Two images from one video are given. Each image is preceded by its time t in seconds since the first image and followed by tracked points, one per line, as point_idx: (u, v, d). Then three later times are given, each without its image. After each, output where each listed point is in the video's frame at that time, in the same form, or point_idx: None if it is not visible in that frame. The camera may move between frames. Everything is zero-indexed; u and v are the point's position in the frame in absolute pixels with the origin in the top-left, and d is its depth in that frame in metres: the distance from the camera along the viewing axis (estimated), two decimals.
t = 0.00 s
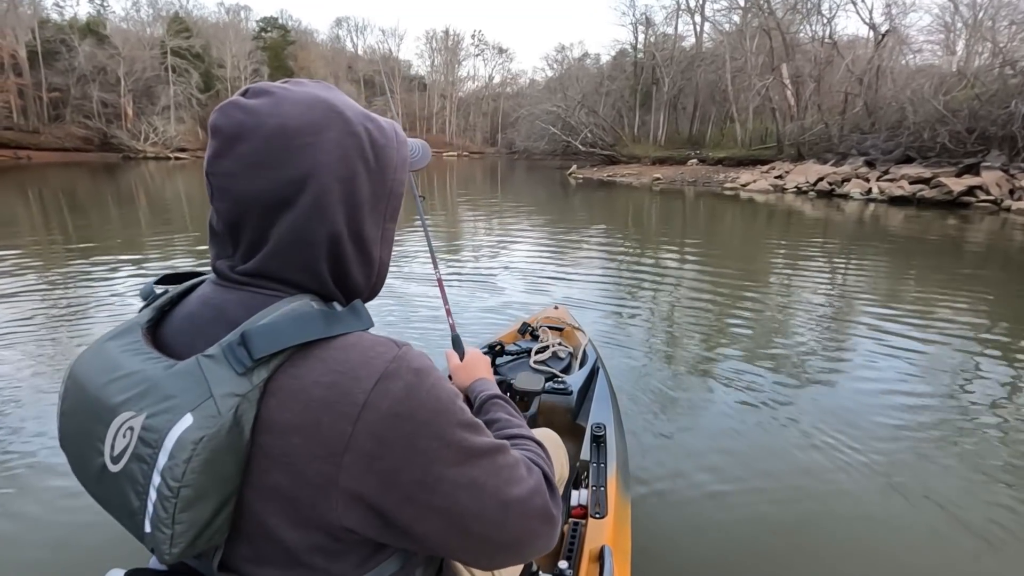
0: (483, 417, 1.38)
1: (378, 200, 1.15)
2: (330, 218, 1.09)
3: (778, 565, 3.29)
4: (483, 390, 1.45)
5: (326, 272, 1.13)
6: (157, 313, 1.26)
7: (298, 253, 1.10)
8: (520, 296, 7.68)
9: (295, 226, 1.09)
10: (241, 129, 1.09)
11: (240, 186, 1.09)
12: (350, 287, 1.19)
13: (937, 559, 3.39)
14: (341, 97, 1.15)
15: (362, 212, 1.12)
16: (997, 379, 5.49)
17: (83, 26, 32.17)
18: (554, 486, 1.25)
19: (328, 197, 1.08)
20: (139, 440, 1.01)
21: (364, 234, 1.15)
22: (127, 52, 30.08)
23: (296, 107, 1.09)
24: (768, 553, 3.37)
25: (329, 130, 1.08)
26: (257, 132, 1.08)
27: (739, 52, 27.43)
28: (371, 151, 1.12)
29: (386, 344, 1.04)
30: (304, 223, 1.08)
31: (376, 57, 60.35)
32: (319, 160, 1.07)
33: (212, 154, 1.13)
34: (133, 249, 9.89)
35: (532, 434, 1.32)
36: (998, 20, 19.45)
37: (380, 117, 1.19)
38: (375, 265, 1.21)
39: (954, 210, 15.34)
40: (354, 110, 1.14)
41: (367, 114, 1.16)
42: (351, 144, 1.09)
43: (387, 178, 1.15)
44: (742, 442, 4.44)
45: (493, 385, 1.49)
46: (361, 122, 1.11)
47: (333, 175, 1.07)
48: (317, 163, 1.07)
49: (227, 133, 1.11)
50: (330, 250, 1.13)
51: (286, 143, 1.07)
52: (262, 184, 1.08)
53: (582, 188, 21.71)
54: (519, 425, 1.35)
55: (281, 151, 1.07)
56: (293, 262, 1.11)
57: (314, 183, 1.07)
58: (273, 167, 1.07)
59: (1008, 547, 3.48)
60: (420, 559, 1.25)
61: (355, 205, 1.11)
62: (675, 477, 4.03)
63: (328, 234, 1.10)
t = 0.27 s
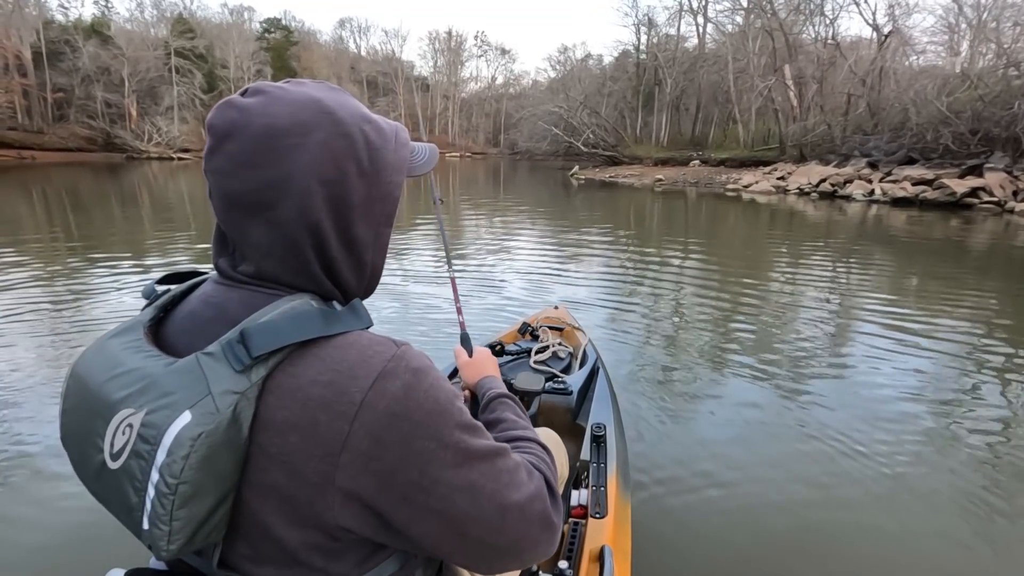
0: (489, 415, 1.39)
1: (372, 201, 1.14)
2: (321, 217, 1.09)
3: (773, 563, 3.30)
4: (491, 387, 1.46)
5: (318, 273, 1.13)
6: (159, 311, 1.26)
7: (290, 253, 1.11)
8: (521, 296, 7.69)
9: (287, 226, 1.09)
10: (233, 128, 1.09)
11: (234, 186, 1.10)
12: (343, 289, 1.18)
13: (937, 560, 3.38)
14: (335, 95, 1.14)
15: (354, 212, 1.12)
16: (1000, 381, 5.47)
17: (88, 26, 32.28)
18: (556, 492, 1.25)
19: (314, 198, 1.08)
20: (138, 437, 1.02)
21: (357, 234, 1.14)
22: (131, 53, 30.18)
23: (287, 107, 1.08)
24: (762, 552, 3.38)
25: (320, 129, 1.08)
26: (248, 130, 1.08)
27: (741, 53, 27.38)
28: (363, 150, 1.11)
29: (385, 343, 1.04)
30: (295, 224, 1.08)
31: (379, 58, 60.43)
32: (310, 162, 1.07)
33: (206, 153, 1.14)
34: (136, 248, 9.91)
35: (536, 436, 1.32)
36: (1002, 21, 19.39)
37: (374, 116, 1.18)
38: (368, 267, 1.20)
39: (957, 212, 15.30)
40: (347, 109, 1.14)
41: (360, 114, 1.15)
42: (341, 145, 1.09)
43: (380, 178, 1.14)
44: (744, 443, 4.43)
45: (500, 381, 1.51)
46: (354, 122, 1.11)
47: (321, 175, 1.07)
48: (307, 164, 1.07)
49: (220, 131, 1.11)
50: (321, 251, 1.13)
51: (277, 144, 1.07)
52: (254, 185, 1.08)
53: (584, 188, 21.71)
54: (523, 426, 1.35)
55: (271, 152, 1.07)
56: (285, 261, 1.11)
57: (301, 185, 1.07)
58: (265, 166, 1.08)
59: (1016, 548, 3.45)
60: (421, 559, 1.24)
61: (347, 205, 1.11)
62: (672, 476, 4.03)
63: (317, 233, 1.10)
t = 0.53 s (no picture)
0: (501, 417, 1.43)
1: (355, 199, 1.12)
2: (303, 213, 1.09)
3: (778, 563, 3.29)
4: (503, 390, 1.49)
5: (306, 270, 1.12)
6: (157, 310, 1.27)
7: (274, 251, 1.12)
8: (524, 297, 7.68)
9: (271, 224, 1.10)
10: (218, 129, 1.10)
11: (217, 185, 1.11)
12: (334, 286, 1.17)
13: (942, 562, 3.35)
14: (320, 95, 1.14)
15: (338, 210, 1.11)
16: (1005, 380, 5.43)
17: (92, 30, 32.41)
18: (555, 500, 1.26)
19: (294, 195, 1.08)
20: (131, 435, 1.02)
21: (342, 231, 1.13)
22: (135, 56, 30.33)
23: (272, 106, 1.09)
24: (765, 554, 3.35)
25: (300, 128, 1.08)
26: (230, 131, 1.09)
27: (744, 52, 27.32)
28: (344, 147, 1.10)
29: (379, 341, 1.04)
30: (277, 220, 1.09)
31: (381, 59, 60.50)
32: (289, 159, 1.07)
33: (196, 154, 1.15)
34: (139, 251, 9.95)
35: (542, 443, 1.35)
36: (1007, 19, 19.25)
37: (362, 112, 1.17)
38: (357, 265, 1.18)
39: (961, 210, 15.21)
40: (332, 106, 1.13)
41: (347, 109, 1.14)
42: (321, 142, 1.08)
43: (365, 174, 1.12)
44: (748, 443, 4.42)
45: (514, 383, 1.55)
46: (337, 119, 1.10)
47: (300, 171, 1.07)
48: (285, 162, 1.07)
49: (206, 133, 1.13)
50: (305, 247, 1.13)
51: (256, 143, 1.07)
52: (236, 182, 1.09)
53: (587, 188, 21.71)
54: (532, 432, 1.38)
55: (251, 151, 1.08)
56: (270, 258, 1.11)
57: (282, 184, 1.07)
58: (246, 166, 1.08)
59: None
60: (418, 559, 1.24)
61: (330, 203, 1.10)
62: (675, 477, 4.02)
63: (299, 230, 1.10)
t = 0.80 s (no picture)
0: (510, 425, 1.49)
1: (352, 197, 1.12)
2: (299, 213, 1.09)
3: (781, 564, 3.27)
4: (516, 400, 1.56)
5: (305, 269, 1.13)
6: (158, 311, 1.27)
7: (271, 252, 1.12)
8: (526, 296, 7.69)
9: (268, 225, 1.10)
10: (214, 131, 1.11)
11: (213, 187, 1.11)
12: (334, 286, 1.17)
13: (947, 563, 3.32)
14: (316, 93, 1.13)
15: (334, 209, 1.11)
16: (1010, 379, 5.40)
17: (96, 32, 32.56)
18: (555, 507, 1.25)
19: (289, 194, 1.07)
20: (132, 434, 1.03)
21: (339, 230, 1.13)
22: (138, 58, 30.43)
23: (266, 106, 1.09)
24: (768, 555, 3.34)
25: (293, 127, 1.07)
26: (226, 132, 1.09)
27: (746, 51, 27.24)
28: (339, 145, 1.10)
29: (378, 341, 1.04)
30: (274, 219, 1.09)
31: (384, 60, 60.56)
32: (282, 159, 1.07)
33: (195, 156, 1.16)
34: (143, 252, 9.99)
35: (548, 451, 1.39)
36: (1011, 16, 19.14)
37: (359, 110, 1.16)
38: (356, 264, 1.18)
39: (965, 208, 15.16)
40: (327, 105, 1.13)
41: (342, 107, 1.13)
42: (316, 140, 1.08)
43: (361, 172, 1.11)
44: (752, 442, 4.40)
45: (526, 396, 1.63)
46: (333, 117, 1.10)
47: (295, 171, 1.07)
48: (279, 162, 1.07)
49: (203, 135, 1.13)
50: (303, 247, 1.12)
51: (251, 144, 1.08)
52: (231, 183, 1.09)
53: (589, 188, 21.70)
54: (539, 440, 1.43)
55: (246, 152, 1.08)
56: (266, 260, 1.12)
57: (277, 184, 1.07)
58: (242, 167, 1.08)
59: None
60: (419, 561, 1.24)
61: (326, 202, 1.10)
62: (678, 476, 4.02)
63: (295, 230, 1.10)
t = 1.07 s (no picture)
0: (513, 427, 1.50)
1: (350, 197, 1.11)
2: (296, 213, 1.09)
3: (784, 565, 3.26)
4: (519, 403, 1.57)
5: (304, 269, 1.13)
6: (159, 310, 1.27)
7: (270, 251, 1.12)
8: (528, 297, 7.68)
9: (265, 225, 1.10)
10: (213, 132, 1.11)
11: (211, 190, 1.12)
12: (334, 286, 1.17)
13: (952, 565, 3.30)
14: (313, 93, 1.13)
15: (333, 208, 1.11)
16: (1015, 380, 5.37)
17: (101, 34, 32.69)
18: (555, 512, 1.25)
19: (286, 193, 1.07)
20: (131, 433, 1.03)
21: (337, 229, 1.13)
22: (142, 60, 30.56)
23: (262, 108, 1.09)
24: (771, 557, 3.32)
25: (289, 127, 1.07)
26: (224, 134, 1.10)
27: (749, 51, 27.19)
28: (336, 144, 1.10)
29: (377, 342, 1.03)
30: (272, 219, 1.09)
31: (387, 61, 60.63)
32: (278, 160, 1.07)
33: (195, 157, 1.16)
34: (147, 253, 10.03)
35: (547, 457, 1.39)
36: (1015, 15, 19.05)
37: (356, 108, 1.16)
38: (355, 262, 1.18)
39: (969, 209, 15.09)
40: (323, 104, 1.12)
41: (339, 107, 1.13)
42: (312, 140, 1.08)
43: (358, 170, 1.11)
44: (757, 444, 4.38)
45: (530, 401, 1.64)
46: (329, 116, 1.10)
47: (291, 172, 1.07)
48: (275, 163, 1.07)
49: (202, 136, 1.13)
50: (301, 247, 1.13)
51: (247, 145, 1.07)
52: (230, 185, 1.09)
53: (591, 188, 21.69)
54: (540, 445, 1.43)
55: (243, 153, 1.08)
56: (264, 260, 1.12)
57: (274, 184, 1.07)
58: (239, 168, 1.08)
59: None
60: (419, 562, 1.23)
61: (324, 202, 1.10)
62: (681, 477, 4.00)
63: (292, 231, 1.11)
